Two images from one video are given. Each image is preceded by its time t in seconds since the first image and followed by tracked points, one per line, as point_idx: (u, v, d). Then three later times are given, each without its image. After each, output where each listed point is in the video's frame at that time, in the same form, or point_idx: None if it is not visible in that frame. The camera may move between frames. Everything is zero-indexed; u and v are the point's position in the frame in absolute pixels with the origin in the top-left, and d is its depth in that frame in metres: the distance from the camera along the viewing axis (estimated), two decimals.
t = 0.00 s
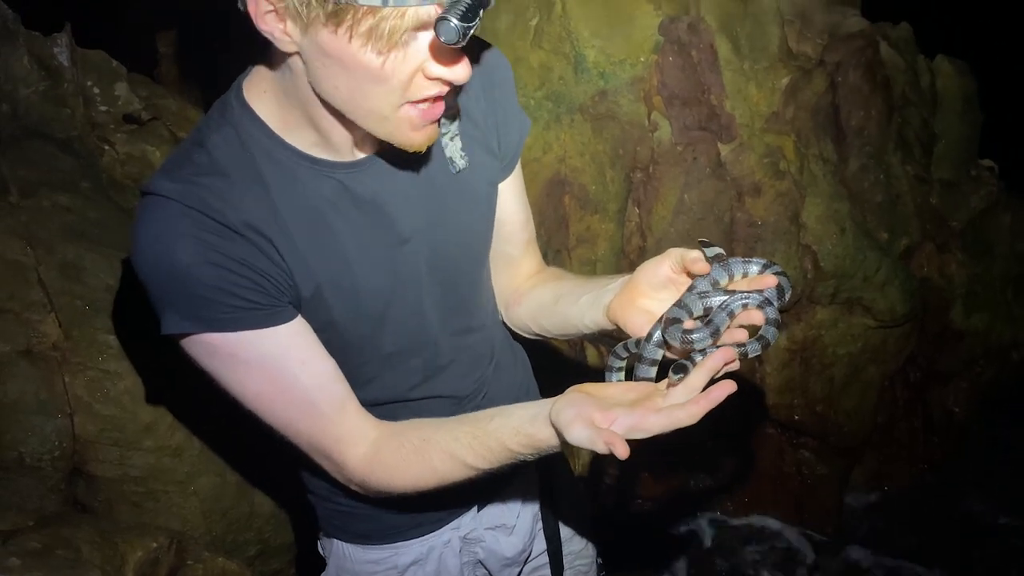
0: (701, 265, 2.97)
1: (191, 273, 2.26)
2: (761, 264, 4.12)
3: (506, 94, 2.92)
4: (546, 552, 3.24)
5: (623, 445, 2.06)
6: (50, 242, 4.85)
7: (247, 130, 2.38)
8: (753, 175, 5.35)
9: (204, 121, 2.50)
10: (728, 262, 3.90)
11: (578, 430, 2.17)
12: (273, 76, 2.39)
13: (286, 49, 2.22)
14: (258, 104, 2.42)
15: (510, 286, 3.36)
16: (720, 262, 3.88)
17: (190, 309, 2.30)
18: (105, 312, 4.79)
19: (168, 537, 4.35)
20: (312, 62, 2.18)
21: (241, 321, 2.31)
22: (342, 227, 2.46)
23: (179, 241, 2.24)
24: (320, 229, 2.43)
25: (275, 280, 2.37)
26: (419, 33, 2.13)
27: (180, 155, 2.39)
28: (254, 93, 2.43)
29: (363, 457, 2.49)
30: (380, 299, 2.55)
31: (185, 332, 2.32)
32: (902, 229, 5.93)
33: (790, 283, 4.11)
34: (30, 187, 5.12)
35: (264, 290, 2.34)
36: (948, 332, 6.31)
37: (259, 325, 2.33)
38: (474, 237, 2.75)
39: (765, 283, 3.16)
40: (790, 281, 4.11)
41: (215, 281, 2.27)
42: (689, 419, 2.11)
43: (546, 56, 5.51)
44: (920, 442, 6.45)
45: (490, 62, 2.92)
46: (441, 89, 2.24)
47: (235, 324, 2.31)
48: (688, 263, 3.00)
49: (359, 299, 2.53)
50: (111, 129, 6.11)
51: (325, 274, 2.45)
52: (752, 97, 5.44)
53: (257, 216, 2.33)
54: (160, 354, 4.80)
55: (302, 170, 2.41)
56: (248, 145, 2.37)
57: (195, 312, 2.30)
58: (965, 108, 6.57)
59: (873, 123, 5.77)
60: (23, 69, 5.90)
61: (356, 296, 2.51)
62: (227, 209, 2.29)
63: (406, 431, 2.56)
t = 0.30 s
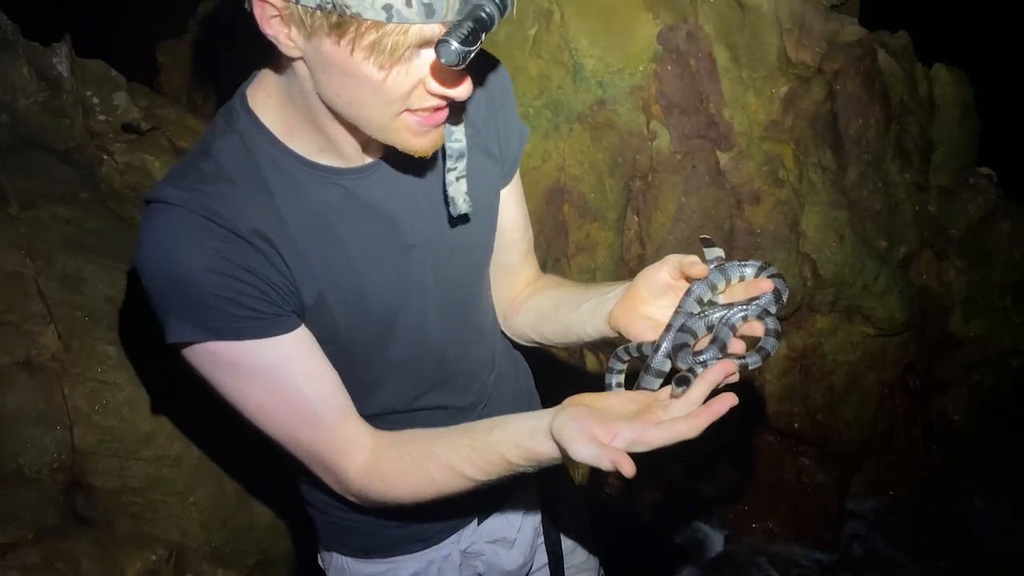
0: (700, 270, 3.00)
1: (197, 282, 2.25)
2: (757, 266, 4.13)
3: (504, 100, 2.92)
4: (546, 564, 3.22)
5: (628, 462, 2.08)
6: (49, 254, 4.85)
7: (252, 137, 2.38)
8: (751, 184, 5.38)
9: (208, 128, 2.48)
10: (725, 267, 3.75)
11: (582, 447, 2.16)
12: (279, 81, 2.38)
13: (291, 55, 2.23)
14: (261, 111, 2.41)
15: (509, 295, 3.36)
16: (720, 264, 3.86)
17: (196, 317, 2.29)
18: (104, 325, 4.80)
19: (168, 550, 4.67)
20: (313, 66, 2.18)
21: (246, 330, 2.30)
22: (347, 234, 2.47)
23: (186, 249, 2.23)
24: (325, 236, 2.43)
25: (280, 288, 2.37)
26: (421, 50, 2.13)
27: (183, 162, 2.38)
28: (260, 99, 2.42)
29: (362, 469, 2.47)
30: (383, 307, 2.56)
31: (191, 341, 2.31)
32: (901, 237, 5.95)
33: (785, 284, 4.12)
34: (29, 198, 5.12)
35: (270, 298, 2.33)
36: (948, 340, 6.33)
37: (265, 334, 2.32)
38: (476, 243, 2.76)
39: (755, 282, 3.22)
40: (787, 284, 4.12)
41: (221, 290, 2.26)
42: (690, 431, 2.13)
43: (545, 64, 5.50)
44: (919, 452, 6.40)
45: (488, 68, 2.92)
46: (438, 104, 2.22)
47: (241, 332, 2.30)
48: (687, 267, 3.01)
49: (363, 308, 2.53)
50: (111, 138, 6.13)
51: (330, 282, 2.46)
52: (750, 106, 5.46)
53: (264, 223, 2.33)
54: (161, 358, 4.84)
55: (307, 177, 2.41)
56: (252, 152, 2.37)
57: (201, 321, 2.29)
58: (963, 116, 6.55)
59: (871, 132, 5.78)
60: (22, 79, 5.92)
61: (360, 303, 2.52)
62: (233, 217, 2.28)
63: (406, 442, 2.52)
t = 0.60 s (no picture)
0: (725, 275, 2.99)
1: (206, 309, 2.18)
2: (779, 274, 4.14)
3: (500, 104, 2.88)
4: None
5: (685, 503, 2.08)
6: (46, 267, 4.80)
7: (252, 156, 2.30)
8: (755, 194, 5.38)
9: (203, 150, 2.41)
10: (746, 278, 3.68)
11: (634, 485, 2.17)
12: (277, 98, 2.32)
13: (298, 73, 2.16)
14: (261, 132, 2.33)
15: (514, 309, 3.29)
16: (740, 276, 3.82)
17: (207, 347, 2.21)
18: (105, 338, 4.77)
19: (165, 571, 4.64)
20: (324, 83, 2.13)
21: (261, 355, 2.21)
22: (353, 250, 2.43)
23: (193, 276, 2.16)
24: (331, 254, 2.39)
25: (291, 310, 2.31)
26: (437, 49, 2.10)
27: (180, 186, 2.31)
28: (255, 117, 2.35)
29: (389, 492, 2.41)
30: (393, 323, 2.51)
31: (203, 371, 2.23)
32: (903, 246, 5.88)
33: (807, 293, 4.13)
34: (25, 210, 5.04)
35: (281, 321, 2.27)
36: (951, 350, 6.27)
37: (275, 359, 2.23)
38: (480, 252, 2.73)
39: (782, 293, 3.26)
40: (808, 292, 4.10)
41: (232, 315, 2.19)
42: (743, 462, 2.20)
43: (547, 72, 5.49)
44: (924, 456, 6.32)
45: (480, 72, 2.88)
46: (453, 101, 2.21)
47: (255, 358, 2.21)
48: (710, 275, 3.02)
49: (374, 324, 2.49)
50: (108, 146, 6.11)
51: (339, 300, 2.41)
52: (753, 115, 5.45)
53: (270, 244, 2.27)
54: (161, 371, 4.82)
55: (311, 194, 2.36)
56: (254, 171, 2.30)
57: (212, 349, 2.20)
58: (965, 126, 6.51)
59: (874, 140, 5.73)
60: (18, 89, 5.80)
61: (370, 320, 2.47)
62: (239, 240, 2.22)
63: (435, 468, 2.50)
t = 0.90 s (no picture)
0: (747, 287, 2.84)
1: (199, 354, 2.14)
2: (797, 288, 4.07)
3: (484, 110, 2.78)
4: None
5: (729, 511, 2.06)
6: (28, 284, 4.76)
7: (235, 188, 2.23)
8: (755, 204, 5.33)
9: (181, 180, 2.32)
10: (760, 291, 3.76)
11: (676, 500, 2.15)
12: (255, 123, 2.24)
13: (270, 101, 2.10)
14: (237, 158, 2.25)
15: (511, 322, 3.21)
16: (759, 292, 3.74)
17: (207, 391, 2.19)
18: (86, 355, 4.66)
19: None
20: (298, 110, 2.08)
21: (259, 398, 2.20)
22: (346, 278, 2.37)
23: (182, 323, 2.11)
24: (324, 285, 2.33)
25: (287, 347, 2.26)
26: (416, 70, 2.03)
27: (159, 221, 2.23)
28: (234, 145, 2.27)
29: (410, 525, 2.36)
30: (390, 350, 2.47)
31: (201, 417, 2.22)
32: (905, 256, 5.82)
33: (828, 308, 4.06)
34: (7, 222, 5.02)
35: (279, 358, 2.23)
36: (952, 360, 6.15)
37: (279, 400, 2.22)
38: (473, 267, 2.67)
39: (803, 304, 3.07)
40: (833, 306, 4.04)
41: (225, 359, 2.16)
42: (784, 475, 2.21)
43: (544, 81, 5.38)
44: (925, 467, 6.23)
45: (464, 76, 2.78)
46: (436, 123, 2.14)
47: (259, 400, 2.20)
48: (731, 285, 2.90)
49: (373, 352, 2.44)
50: (95, 156, 6.01)
51: (336, 330, 2.37)
52: (753, 124, 5.37)
53: (261, 280, 2.22)
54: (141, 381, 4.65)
55: (299, 224, 2.30)
56: (238, 203, 2.23)
57: (210, 395, 2.19)
58: (967, 134, 6.42)
59: (875, 149, 5.68)
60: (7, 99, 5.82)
61: (367, 349, 2.43)
62: (228, 280, 2.16)
63: (461, 495, 2.45)
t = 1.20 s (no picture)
0: (742, 306, 2.79)
1: (187, 382, 2.10)
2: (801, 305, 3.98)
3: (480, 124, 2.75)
4: None
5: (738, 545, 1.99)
6: (11, 294, 4.78)
7: (223, 205, 2.18)
8: (754, 212, 5.29)
9: (165, 195, 2.27)
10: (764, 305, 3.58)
11: (682, 531, 2.06)
12: (244, 140, 2.18)
13: (261, 116, 2.02)
14: (228, 175, 2.21)
15: (505, 337, 3.14)
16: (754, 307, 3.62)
17: (192, 418, 2.15)
18: (69, 369, 4.67)
19: None
20: (291, 126, 2.00)
21: (249, 427, 2.15)
22: (339, 298, 2.32)
23: (169, 350, 2.08)
24: (315, 305, 2.29)
25: (278, 371, 2.21)
26: (418, 89, 1.98)
27: (145, 241, 2.18)
28: (221, 159, 2.22)
29: (404, 554, 2.28)
30: (383, 371, 2.43)
31: (189, 448, 2.18)
32: (906, 265, 5.78)
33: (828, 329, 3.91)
34: None
35: (270, 384, 2.17)
36: (955, 372, 6.09)
37: (269, 428, 2.16)
38: (467, 286, 2.64)
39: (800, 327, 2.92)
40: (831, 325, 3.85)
41: (214, 386, 2.12)
42: (795, 510, 2.11)
43: (541, 89, 5.19)
44: (924, 472, 6.08)
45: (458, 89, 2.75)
46: (433, 142, 2.09)
47: (246, 429, 2.15)
48: (727, 302, 2.82)
49: (367, 374, 2.40)
50: (84, 164, 5.87)
51: (329, 354, 2.31)
52: (753, 131, 5.30)
53: (250, 303, 2.17)
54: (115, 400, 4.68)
55: (290, 242, 2.25)
56: (226, 220, 2.18)
57: (197, 425, 2.15)
58: (969, 140, 6.36)
59: (876, 156, 5.61)
60: None
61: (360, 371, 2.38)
62: (216, 303, 2.12)
63: (461, 523, 2.34)
